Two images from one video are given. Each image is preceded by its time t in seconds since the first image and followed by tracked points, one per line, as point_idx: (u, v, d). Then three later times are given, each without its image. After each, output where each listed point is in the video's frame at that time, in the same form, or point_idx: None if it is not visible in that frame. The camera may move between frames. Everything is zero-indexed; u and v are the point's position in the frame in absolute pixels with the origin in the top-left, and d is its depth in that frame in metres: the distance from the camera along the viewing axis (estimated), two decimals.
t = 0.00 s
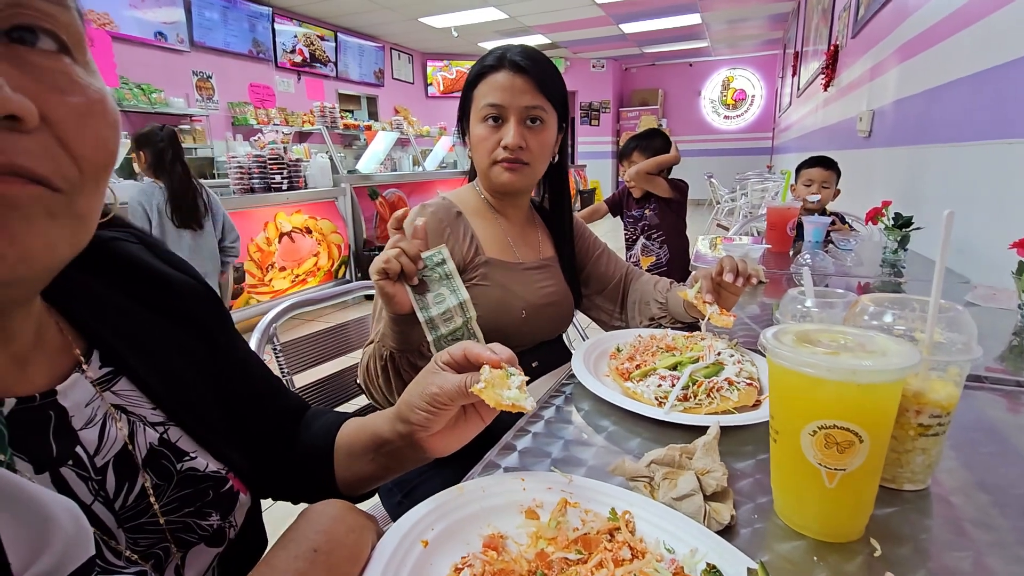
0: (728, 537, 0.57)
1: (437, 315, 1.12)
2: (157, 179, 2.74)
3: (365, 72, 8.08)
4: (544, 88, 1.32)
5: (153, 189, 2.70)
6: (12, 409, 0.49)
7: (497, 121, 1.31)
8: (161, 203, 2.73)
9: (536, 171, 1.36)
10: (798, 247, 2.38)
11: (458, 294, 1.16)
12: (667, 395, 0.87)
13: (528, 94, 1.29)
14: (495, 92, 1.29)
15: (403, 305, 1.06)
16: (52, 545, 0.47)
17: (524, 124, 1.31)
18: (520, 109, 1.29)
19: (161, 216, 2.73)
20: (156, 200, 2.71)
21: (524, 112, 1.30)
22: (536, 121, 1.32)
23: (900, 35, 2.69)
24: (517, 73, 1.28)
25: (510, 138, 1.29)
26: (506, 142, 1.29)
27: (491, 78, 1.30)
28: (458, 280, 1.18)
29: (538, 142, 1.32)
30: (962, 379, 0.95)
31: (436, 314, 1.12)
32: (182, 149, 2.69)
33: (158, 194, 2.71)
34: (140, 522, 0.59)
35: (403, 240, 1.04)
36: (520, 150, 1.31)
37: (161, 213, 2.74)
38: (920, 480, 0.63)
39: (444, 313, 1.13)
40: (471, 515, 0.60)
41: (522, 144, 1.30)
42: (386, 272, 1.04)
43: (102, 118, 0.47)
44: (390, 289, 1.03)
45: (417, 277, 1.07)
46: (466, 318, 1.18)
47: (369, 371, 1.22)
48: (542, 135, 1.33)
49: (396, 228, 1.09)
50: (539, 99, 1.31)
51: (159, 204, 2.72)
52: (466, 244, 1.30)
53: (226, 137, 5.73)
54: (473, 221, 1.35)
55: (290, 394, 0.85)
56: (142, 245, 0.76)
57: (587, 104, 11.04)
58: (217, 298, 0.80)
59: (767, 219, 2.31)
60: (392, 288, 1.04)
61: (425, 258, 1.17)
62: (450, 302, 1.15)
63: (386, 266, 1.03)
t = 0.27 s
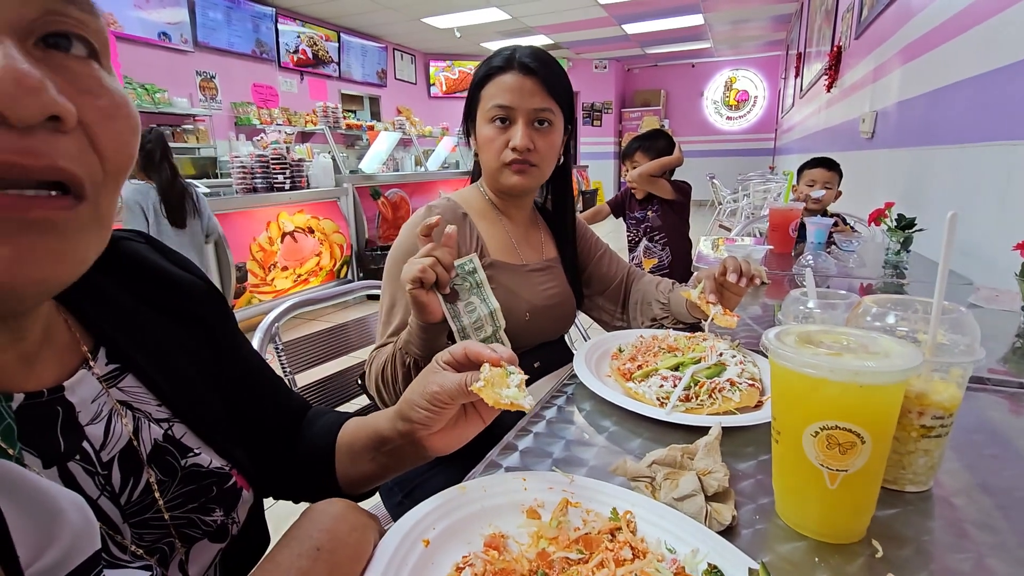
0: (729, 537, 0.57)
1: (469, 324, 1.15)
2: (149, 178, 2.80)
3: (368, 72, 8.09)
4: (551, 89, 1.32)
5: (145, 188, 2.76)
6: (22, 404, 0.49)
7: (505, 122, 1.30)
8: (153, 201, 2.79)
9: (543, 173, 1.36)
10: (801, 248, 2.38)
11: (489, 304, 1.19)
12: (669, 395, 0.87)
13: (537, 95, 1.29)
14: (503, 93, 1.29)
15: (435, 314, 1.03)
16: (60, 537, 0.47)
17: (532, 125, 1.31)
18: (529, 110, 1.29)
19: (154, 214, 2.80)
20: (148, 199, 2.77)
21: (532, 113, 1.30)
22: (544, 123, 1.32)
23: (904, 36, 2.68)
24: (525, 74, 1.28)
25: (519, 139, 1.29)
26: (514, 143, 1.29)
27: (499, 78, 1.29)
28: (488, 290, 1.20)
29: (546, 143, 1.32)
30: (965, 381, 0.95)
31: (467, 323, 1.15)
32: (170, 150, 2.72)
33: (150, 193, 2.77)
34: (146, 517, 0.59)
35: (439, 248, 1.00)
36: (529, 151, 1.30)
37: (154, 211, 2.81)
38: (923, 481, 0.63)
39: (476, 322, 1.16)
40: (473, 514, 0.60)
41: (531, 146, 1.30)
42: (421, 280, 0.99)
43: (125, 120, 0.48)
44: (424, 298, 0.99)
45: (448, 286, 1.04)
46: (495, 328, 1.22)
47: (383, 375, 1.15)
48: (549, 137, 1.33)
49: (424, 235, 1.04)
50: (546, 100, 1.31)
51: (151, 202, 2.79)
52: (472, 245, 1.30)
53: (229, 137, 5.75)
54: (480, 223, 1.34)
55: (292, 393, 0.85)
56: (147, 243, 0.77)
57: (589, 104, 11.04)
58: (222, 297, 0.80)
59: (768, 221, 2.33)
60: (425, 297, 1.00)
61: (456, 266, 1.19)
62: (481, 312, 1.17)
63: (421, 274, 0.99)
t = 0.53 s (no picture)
0: (729, 538, 0.57)
1: (472, 332, 1.15)
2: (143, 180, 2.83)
3: (370, 72, 8.09)
4: (556, 91, 1.32)
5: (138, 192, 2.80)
6: (27, 403, 0.50)
7: (509, 124, 1.30)
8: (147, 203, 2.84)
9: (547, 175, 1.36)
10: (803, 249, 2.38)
11: (491, 313, 1.18)
12: (670, 396, 0.87)
13: (541, 97, 1.29)
14: (508, 95, 1.29)
15: (439, 323, 1.04)
16: (63, 536, 0.47)
17: (537, 127, 1.31)
18: (534, 112, 1.29)
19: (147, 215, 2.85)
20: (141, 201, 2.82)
21: (537, 115, 1.30)
22: (549, 125, 1.32)
23: (906, 36, 2.68)
24: (529, 76, 1.28)
25: (523, 142, 1.29)
26: (519, 145, 1.29)
27: (503, 80, 1.30)
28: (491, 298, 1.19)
29: (550, 145, 1.32)
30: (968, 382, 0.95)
31: (470, 331, 1.15)
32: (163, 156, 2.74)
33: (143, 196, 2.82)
34: (148, 516, 0.60)
35: (444, 258, 1.01)
36: (533, 153, 1.30)
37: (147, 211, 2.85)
38: (924, 483, 0.63)
39: (478, 330, 1.16)
40: (474, 514, 0.60)
41: (535, 148, 1.30)
42: (425, 290, 1.00)
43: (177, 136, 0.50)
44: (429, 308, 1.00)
45: (452, 295, 1.05)
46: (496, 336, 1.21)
47: (385, 379, 1.15)
48: (554, 139, 1.33)
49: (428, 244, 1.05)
50: (551, 102, 1.30)
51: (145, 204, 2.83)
52: (475, 248, 1.30)
53: (231, 136, 5.76)
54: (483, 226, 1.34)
55: (293, 394, 0.85)
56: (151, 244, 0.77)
57: (591, 104, 11.04)
58: (224, 298, 0.81)
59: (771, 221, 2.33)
60: (429, 306, 1.01)
61: (460, 274, 1.17)
62: (484, 320, 1.17)
63: (425, 284, 1.00)
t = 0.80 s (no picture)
0: (733, 536, 0.57)
1: (472, 331, 1.15)
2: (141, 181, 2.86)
3: (373, 71, 8.10)
4: (560, 89, 1.31)
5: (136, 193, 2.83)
6: (32, 396, 0.50)
7: (513, 122, 1.30)
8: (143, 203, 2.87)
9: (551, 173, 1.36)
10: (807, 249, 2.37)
11: (492, 312, 1.18)
12: (673, 394, 0.87)
13: (545, 96, 1.29)
14: (512, 93, 1.28)
15: (439, 323, 1.03)
16: (68, 528, 0.48)
17: (541, 126, 1.31)
18: (537, 111, 1.29)
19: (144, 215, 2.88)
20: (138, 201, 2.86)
21: (540, 114, 1.30)
22: (553, 124, 1.32)
23: (911, 35, 2.67)
24: (533, 74, 1.28)
25: (527, 140, 1.29)
26: (522, 144, 1.29)
27: (507, 78, 1.29)
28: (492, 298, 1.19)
29: (554, 144, 1.32)
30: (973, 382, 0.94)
31: (471, 330, 1.15)
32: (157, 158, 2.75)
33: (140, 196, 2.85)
34: (151, 511, 0.60)
35: (444, 257, 1.01)
36: (536, 152, 1.30)
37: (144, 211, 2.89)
38: (929, 481, 0.63)
39: (479, 329, 1.16)
40: (476, 510, 0.60)
41: (538, 147, 1.30)
42: (424, 290, 1.00)
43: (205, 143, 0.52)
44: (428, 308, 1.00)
45: (452, 295, 1.05)
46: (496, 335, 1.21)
47: (387, 378, 1.15)
48: (557, 138, 1.33)
49: (429, 243, 1.05)
50: (555, 101, 1.30)
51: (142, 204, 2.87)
52: (478, 247, 1.30)
53: (235, 136, 5.77)
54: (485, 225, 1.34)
55: (294, 391, 0.85)
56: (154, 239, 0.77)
57: (594, 104, 11.02)
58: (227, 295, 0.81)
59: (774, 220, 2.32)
60: (429, 306, 1.01)
61: (460, 273, 1.16)
62: (484, 318, 1.17)
63: (424, 283, 1.00)
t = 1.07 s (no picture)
0: (747, 538, 0.56)
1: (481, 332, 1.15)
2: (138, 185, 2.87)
3: (377, 73, 8.10)
4: (569, 90, 1.31)
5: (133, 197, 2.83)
6: (46, 392, 0.51)
7: (522, 123, 1.30)
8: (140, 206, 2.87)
9: (560, 174, 1.36)
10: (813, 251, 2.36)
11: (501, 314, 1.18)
12: (683, 396, 0.86)
13: (555, 97, 1.29)
14: (521, 94, 1.29)
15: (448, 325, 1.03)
16: (87, 523, 0.50)
17: (550, 127, 1.31)
18: (547, 112, 1.29)
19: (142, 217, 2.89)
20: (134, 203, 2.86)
21: (550, 115, 1.30)
22: (563, 125, 1.32)
23: (919, 37, 2.66)
24: (543, 75, 1.28)
25: (537, 141, 1.29)
26: (532, 145, 1.29)
27: (517, 79, 1.29)
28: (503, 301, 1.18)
29: (563, 145, 1.32)
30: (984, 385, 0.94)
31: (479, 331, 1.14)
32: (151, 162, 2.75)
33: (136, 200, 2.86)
34: (163, 507, 0.61)
35: (454, 258, 1.01)
36: (546, 153, 1.30)
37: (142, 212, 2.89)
38: (944, 485, 0.62)
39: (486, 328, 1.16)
40: (487, 511, 0.60)
41: (548, 147, 1.30)
42: (434, 290, 1.00)
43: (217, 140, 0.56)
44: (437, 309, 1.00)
45: (462, 296, 1.06)
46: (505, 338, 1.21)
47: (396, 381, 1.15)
48: (567, 139, 1.33)
49: (438, 245, 1.06)
50: (565, 102, 1.30)
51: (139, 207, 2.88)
52: (486, 248, 1.30)
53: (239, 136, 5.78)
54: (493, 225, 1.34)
55: (303, 389, 0.85)
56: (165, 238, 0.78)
57: (598, 106, 11.00)
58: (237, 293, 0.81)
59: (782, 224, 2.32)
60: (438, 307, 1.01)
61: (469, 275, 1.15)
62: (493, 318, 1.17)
63: (434, 284, 0.99)
